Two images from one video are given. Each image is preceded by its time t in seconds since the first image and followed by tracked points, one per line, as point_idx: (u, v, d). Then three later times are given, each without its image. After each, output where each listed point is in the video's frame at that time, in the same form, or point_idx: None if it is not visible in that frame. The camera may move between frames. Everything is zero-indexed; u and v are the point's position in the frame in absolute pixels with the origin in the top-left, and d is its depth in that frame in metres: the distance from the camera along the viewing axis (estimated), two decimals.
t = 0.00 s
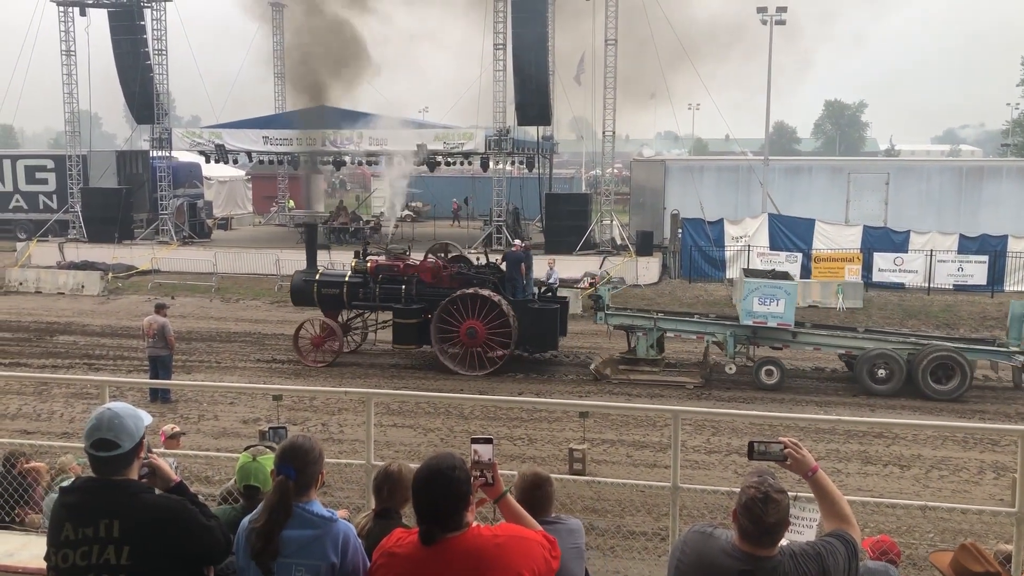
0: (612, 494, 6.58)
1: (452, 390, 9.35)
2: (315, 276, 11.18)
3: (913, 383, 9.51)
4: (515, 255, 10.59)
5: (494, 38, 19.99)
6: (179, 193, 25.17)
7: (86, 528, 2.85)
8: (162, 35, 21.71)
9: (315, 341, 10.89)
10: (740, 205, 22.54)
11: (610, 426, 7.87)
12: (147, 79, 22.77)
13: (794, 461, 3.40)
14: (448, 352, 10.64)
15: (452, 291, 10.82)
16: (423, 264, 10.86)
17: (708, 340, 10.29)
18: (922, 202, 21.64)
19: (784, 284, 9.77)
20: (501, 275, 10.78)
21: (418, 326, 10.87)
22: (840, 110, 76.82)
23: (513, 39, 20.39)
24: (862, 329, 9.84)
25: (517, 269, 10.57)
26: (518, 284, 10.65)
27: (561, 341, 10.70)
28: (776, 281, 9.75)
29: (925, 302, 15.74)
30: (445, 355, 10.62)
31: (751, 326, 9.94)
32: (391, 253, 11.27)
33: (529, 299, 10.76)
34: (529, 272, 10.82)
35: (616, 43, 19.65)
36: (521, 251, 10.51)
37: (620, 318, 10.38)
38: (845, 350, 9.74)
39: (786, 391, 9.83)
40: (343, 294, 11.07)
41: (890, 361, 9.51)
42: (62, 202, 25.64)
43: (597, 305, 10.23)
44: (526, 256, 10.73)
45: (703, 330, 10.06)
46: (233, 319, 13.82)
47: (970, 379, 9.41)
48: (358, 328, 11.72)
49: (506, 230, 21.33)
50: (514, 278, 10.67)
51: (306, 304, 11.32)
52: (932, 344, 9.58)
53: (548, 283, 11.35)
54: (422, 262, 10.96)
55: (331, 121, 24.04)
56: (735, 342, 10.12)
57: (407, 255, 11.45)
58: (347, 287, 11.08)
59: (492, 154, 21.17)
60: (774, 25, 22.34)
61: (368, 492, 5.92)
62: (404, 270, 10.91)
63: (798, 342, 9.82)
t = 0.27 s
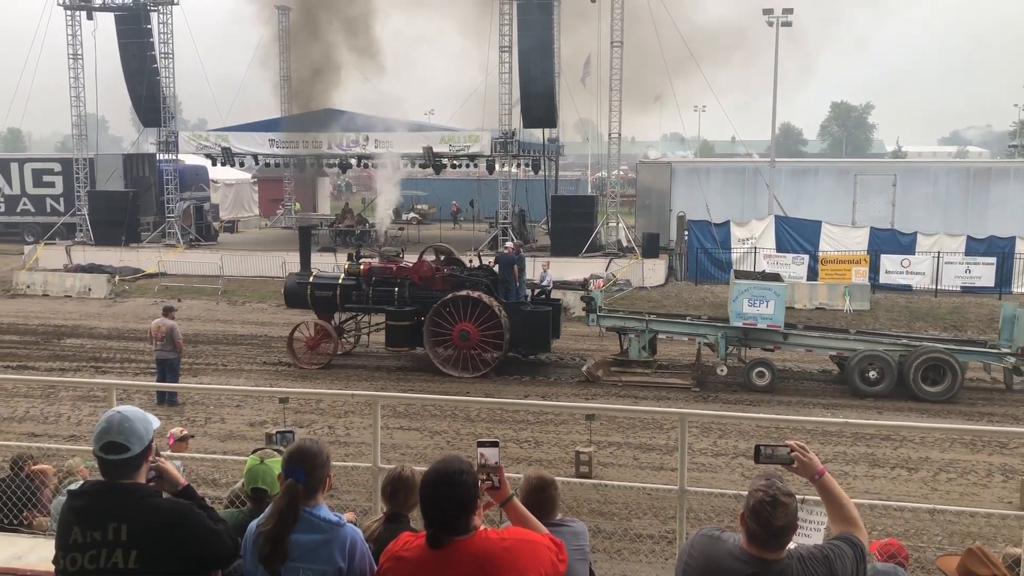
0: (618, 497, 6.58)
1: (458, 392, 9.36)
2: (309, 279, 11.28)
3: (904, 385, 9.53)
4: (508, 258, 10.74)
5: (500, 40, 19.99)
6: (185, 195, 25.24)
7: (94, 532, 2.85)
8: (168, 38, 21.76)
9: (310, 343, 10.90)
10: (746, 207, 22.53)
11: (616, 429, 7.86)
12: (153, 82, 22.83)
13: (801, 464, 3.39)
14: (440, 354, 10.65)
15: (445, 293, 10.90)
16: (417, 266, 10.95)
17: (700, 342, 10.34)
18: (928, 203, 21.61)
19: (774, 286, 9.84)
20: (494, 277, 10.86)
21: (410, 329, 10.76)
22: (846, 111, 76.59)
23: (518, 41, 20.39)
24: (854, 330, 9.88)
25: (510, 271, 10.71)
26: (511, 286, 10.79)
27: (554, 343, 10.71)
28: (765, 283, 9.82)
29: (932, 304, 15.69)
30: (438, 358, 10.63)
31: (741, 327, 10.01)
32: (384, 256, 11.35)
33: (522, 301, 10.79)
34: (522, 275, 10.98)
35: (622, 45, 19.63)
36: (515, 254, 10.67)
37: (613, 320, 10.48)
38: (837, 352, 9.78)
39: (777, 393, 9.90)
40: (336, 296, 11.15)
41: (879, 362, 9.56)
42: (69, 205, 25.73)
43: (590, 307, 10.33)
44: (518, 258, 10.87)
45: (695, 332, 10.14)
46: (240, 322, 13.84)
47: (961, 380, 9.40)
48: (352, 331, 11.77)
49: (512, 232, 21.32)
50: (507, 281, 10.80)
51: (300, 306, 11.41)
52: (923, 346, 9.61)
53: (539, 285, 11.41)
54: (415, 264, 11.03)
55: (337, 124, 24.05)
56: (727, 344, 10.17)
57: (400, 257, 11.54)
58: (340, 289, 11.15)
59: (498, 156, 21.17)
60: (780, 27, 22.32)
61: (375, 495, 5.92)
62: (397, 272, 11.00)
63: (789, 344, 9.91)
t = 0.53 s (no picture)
0: (625, 500, 6.58)
1: (464, 395, 9.36)
2: (303, 281, 11.24)
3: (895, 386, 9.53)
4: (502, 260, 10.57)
5: (506, 43, 20.01)
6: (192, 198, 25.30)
7: (102, 534, 2.86)
8: (176, 41, 21.82)
9: (304, 345, 10.94)
10: (752, 209, 22.51)
11: (622, 432, 7.85)
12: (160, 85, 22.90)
13: (807, 468, 3.38)
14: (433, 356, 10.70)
15: (438, 296, 10.85)
16: (410, 268, 10.89)
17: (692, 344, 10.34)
18: (935, 204, 21.55)
19: (763, 288, 9.82)
20: (487, 279, 10.74)
21: (403, 331, 10.79)
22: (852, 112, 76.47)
23: (524, 44, 20.40)
24: (846, 332, 9.88)
25: (503, 274, 10.55)
26: (504, 289, 10.64)
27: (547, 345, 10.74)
28: (755, 286, 9.80)
29: (940, 306, 15.64)
30: (431, 360, 10.67)
31: (730, 329, 9.99)
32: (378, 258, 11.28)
33: (515, 304, 10.79)
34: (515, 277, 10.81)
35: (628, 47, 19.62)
36: (509, 256, 10.49)
37: (605, 322, 10.48)
38: (830, 354, 9.79)
39: (768, 395, 9.91)
40: (330, 298, 11.11)
41: (871, 364, 9.56)
42: (76, 207, 25.82)
43: (582, 310, 10.32)
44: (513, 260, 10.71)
45: (687, 334, 10.15)
46: (246, 324, 13.87)
47: (951, 383, 9.41)
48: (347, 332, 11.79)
49: (518, 234, 21.31)
50: (500, 283, 10.66)
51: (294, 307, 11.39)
52: (914, 348, 9.61)
53: (534, 287, 11.44)
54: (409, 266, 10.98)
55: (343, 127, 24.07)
56: (719, 346, 10.18)
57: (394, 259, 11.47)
58: (334, 291, 11.12)
59: (504, 158, 21.17)
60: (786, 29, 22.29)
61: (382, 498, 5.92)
62: (390, 274, 10.94)
63: (781, 346, 9.89)
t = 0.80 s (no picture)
0: (632, 503, 6.56)
1: (471, 397, 9.37)
2: (297, 282, 11.25)
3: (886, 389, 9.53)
4: (494, 261, 10.82)
5: (512, 45, 20.02)
6: (198, 200, 25.38)
7: (110, 535, 2.86)
8: (183, 44, 21.88)
9: (296, 346, 10.96)
10: (758, 212, 22.49)
11: (628, 435, 7.84)
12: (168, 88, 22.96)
13: (812, 471, 3.37)
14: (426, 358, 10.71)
15: (431, 297, 10.91)
16: (404, 270, 10.98)
17: (685, 346, 10.31)
18: (942, 208, 21.49)
19: (753, 290, 9.78)
20: (480, 281, 10.90)
21: (396, 333, 10.81)
22: (859, 115, 76.35)
23: (530, 46, 20.41)
24: (838, 335, 9.87)
25: (496, 274, 10.78)
26: (496, 290, 10.85)
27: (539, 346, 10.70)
28: (745, 288, 9.77)
29: (947, 309, 15.59)
30: (424, 362, 10.69)
31: (721, 331, 9.96)
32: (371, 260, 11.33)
33: (508, 305, 10.80)
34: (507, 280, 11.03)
35: (634, 50, 19.62)
36: (502, 257, 10.78)
37: (597, 323, 10.45)
38: (822, 357, 9.77)
39: (760, 397, 9.89)
40: (323, 300, 11.15)
41: (862, 367, 9.58)
42: (83, 209, 25.91)
43: (574, 311, 10.29)
44: (506, 262, 10.90)
45: (678, 336, 10.11)
46: (252, 326, 13.90)
47: (942, 388, 9.37)
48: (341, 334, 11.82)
49: (524, 236, 21.31)
50: (493, 284, 10.87)
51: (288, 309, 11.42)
52: (906, 350, 9.58)
53: (527, 289, 11.51)
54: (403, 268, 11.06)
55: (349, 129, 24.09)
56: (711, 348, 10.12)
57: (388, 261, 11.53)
58: (327, 292, 11.15)
59: (510, 161, 21.17)
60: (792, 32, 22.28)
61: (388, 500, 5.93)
62: (383, 276, 11.00)
63: (773, 349, 9.86)
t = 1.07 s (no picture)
0: (638, 504, 6.54)
1: (477, 399, 9.37)
2: (291, 284, 11.32)
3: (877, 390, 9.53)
4: (487, 262, 10.80)
5: (518, 47, 20.02)
6: (205, 201, 25.44)
7: (117, 536, 2.87)
8: (190, 46, 21.94)
9: (289, 346, 10.98)
10: (765, 213, 22.40)
11: (634, 436, 7.83)
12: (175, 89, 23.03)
13: (818, 473, 3.36)
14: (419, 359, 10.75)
15: (424, 298, 10.97)
16: (397, 271, 11.04)
17: (676, 346, 10.30)
18: (950, 209, 21.42)
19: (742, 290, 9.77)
20: (473, 282, 10.91)
21: (389, 334, 10.85)
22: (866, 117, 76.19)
23: (536, 48, 20.42)
24: (828, 336, 9.86)
25: (489, 276, 10.75)
26: (489, 290, 10.81)
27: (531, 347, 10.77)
28: (734, 288, 9.76)
29: (954, 311, 15.52)
30: (417, 363, 10.72)
31: (710, 332, 9.96)
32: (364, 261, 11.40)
33: (500, 306, 10.87)
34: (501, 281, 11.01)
35: (641, 51, 19.61)
36: (494, 259, 10.77)
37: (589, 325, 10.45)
38: (813, 357, 9.78)
39: (751, 398, 9.90)
40: (317, 301, 11.21)
41: (852, 368, 9.57)
42: (91, 211, 25.99)
43: (566, 312, 10.25)
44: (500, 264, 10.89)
45: (670, 337, 10.11)
46: (258, 327, 13.92)
47: (932, 388, 9.38)
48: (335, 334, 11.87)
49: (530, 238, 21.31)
50: (486, 285, 10.82)
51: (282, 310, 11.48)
52: (897, 351, 9.57)
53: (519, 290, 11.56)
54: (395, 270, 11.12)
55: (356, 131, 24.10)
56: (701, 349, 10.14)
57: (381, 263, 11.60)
58: (321, 294, 11.21)
59: (516, 162, 21.17)
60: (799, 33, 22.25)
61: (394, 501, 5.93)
62: (376, 277, 11.05)
63: (764, 349, 9.86)
